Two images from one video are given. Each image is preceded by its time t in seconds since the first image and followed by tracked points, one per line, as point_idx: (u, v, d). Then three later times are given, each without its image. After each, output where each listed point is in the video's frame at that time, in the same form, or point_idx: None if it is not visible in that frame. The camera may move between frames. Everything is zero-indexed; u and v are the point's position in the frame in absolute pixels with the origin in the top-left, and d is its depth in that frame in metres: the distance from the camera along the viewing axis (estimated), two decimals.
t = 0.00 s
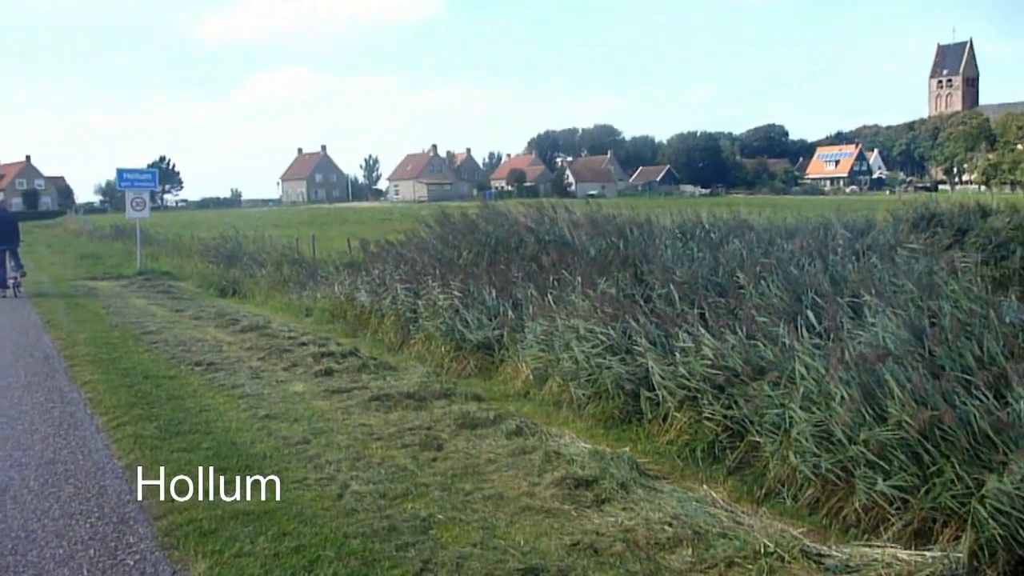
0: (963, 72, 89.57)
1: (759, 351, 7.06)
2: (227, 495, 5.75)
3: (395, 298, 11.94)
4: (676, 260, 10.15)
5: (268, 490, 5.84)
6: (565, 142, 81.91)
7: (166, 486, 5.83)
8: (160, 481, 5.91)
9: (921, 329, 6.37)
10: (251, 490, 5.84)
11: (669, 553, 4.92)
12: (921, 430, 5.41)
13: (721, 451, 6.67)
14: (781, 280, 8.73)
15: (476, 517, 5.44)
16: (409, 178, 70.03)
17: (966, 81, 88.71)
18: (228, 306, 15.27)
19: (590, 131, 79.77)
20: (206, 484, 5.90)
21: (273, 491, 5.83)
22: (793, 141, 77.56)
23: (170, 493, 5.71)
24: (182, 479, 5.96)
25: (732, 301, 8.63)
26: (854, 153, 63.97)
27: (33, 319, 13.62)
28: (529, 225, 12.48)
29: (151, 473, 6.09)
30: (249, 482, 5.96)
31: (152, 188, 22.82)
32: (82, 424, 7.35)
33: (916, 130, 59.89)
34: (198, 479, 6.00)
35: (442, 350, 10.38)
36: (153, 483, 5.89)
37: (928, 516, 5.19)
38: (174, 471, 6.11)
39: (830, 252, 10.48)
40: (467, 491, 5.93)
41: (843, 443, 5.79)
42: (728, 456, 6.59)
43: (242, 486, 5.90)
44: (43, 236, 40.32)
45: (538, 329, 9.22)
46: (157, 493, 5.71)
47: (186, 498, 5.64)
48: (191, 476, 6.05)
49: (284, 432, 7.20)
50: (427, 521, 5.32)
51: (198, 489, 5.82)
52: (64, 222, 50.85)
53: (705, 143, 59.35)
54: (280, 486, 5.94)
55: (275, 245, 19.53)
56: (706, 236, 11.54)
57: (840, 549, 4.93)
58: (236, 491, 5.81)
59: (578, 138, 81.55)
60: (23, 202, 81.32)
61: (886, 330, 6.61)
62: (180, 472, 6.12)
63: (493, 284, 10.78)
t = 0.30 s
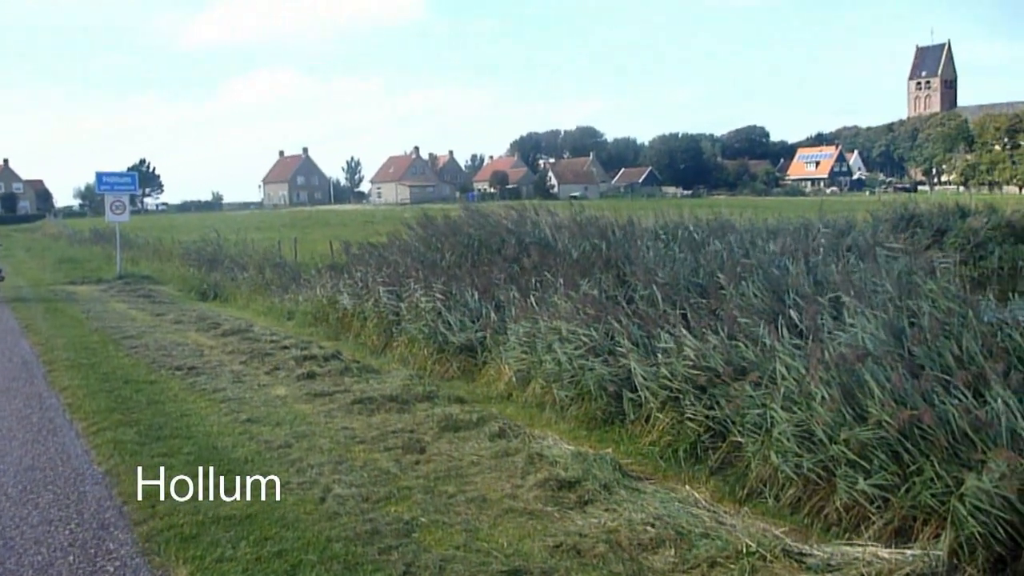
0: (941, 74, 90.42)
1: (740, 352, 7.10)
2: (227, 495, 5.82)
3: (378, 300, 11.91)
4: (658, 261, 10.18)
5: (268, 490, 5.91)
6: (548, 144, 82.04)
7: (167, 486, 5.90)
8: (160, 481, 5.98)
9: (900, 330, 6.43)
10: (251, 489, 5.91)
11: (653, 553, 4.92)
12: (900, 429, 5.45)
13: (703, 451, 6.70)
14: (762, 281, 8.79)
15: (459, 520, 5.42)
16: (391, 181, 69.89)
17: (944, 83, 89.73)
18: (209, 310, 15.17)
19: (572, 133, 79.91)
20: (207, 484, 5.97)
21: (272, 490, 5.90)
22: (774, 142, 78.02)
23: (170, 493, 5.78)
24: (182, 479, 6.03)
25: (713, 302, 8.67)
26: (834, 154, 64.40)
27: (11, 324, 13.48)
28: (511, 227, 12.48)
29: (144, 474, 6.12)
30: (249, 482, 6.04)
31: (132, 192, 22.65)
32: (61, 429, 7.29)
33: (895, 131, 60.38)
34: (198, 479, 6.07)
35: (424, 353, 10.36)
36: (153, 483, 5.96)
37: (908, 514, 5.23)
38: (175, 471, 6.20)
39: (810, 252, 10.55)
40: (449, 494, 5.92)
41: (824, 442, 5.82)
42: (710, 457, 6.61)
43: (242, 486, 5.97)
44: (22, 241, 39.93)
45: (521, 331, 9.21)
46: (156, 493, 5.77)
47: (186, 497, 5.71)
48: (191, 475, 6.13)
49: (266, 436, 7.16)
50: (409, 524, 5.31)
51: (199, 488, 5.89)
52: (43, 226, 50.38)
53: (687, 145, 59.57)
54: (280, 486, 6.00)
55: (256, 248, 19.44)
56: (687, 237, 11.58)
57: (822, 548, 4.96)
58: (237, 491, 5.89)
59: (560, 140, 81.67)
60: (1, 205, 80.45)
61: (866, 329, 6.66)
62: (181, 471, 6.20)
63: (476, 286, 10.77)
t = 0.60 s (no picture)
0: (918, 76, 91.28)
1: (720, 353, 7.13)
2: (226, 495, 5.92)
3: (359, 304, 11.88)
4: (639, 263, 10.21)
5: (267, 490, 5.99)
6: (529, 147, 82.11)
7: (166, 486, 6.01)
8: (160, 481, 6.11)
9: (878, 331, 6.49)
10: (250, 490, 5.99)
11: (634, 555, 4.93)
12: (878, 429, 5.50)
13: (684, 453, 6.71)
14: (742, 282, 8.85)
15: (440, 524, 5.41)
16: (372, 185, 69.71)
17: (921, 86, 90.58)
18: (189, 315, 15.08)
19: (553, 136, 80.03)
20: (206, 485, 6.07)
21: (271, 490, 5.98)
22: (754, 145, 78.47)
23: (170, 493, 5.89)
24: (182, 479, 6.15)
25: (694, 305, 8.70)
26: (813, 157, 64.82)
27: None
28: (492, 230, 12.48)
29: (143, 474, 6.23)
30: (249, 482, 6.13)
31: (110, 197, 22.47)
32: (38, 437, 7.21)
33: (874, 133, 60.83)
34: (198, 479, 6.18)
35: (406, 357, 10.34)
36: (153, 482, 6.08)
37: (887, 513, 5.26)
38: (175, 472, 6.31)
39: (790, 254, 10.60)
40: (431, 498, 5.91)
41: (803, 442, 5.85)
42: (691, 458, 6.62)
43: (241, 486, 6.06)
44: None
45: (503, 334, 9.21)
46: (156, 492, 5.89)
47: (186, 498, 5.83)
48: (191, 476, 6.23)
49: (246, 442, 7.12)
50: (391, 529, 5.29)
51: (199, 489, 5.99)
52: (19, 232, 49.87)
53: (668, 148, 59.81)
54: (279, 486, 6.07)
55: (237, 253, 19.35)
56: (668, 239, 11.62)
57: (802, 548, 4.99)
58: (236, 491, 5.97)
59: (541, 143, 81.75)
60: None
61: (844, 330, 6.72)
62: (182, 471, 6.32)
63: (457, 289, 10.77)
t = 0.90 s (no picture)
0: (897, 82, 92.11)
1: (700, 356, 7.17)
2: (226, 495, 5.97)
3: (340, 307, 11.84)
4: (620, 266, 10.23)
5: (267, 490, 6.04)
6: (511, 150, 82.19)
7: (166, 486, 6.06)
8: (159, 481, 6.15)
9: (856, 333, 6.55)
10: (251, 491, 6.03)
11: (614, 558, 4.93)
12: (856, 431, 5.55)
13: (664, 455, 6.72)
14: (721, 285, 8.90)
15: (421, 528, 5.40)
16: (353, 187, 69.51)
17: (900, 91, 91.48)
18: (168, 317, 14.96)
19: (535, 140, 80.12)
20: (205, 485, 6.11)
21: (271, 491, 6.02)
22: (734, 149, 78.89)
23: (169, 493, 5.94)
24: (181, 479, 6.19)
25: (675, 307, 8.74)
26: (793, 161, 65.29)
27: None
28: (474, 233, 12.48)
29: (143, 475, 6.27)
30: (245, 483, 6.17)
31: (88, 199, 22.27)
32: (13, 441, 7.14)
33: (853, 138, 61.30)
34: (197, 479, 6.23)
35: (387, 360, 10.31)
36: (153, 482, 6.13)
37: (865, 515, 5.30)
38: (159, 475, 6.28)
39: (770, 258, 10.65)
40: (411, 501, 5.89)
41: (782, 444, 5.88)
42: (671, 461, 6.64)
43: (239, 487, 6.10)
44: None
45: (484, 337, 9.20)
46: (155, 493, 5.93)
47: (184, 498, 5.87)
48: (189, 476, 6.28)
49: (224, 445, 7.08)
50: (371, 532, 5.27)
51: (198, 489, 6.04)
52: None
53: (649, 152, 60.04)
54: (272, 488, 6.09)
55: (217, 255, 19.22)
56: (649, 242, 11.65)
57: (780, 550, 5.02)
58: (233, 492, 6.01)
59: (523, 145, 81.87)
60: None
61: (822, 332, 6.77)
62: (178, 472, 6.35)
63: (438, 292, 10.75)
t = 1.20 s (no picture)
0: (874, 86, 92.95)
1: (679, 358, 7.20)
2: (227, 495, 6.02)
3: (320, 310, 11.79)
4: (600, 268, 10.26)
5: (268, 489, 6.11)
6: (492, 152, 82.21)
7: (166, 486, 6.12)
8: (137, 485, 6.10)
9: (833, 335, 6.61)
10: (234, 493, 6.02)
11: (594, 559, 4.94)
12: (834, 432, 5.60)
13: (644, 457, 6.74)
14: (701, 287, 8.94)
15: (401, 531, 5.39)
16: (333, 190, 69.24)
17: (877, 95, 92.33)
18: (146, 320, 14.84)
19: (515, 142, 80.19)
20: (184, 489, 6.07)
21: (272, 490, 6.08)
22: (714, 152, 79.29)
23: (148, 497, 5.89)
24: (159, 483, 6.14)
25: (654, 309, 8.77)
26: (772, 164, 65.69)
27: None
28: (455, 236, 12.46)
29: (135, 476, 6.28)
30: (223, 488, 6.12)
31: (65, 201, 22.06)
32: None
33: (831, 141, 61.78)
34: (187, 481, 6.24)
35: (367, 363, 10.28)
36: (138, 485, 6.11)
37: (843, 516, 5.34)
38: (136, 479, 6.23)
39: (749, 260, 10.71)
40: (391, 504, 5.88)
41: (761, 446, 5.91)
42: (651, 462, 6.66)
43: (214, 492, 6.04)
44: None
45: (464, 340, 9.19)
46: (134, 497, 5.88)
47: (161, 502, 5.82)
48: (169, 480, 6.24)
49: (203, 449, 7.03)
50: (350, 536, 5.26)
51: (198, 490, 6.10)
52: None
53: (629, 155, 60.23)
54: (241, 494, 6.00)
55: (195, 257, 19.08)
56: (629, 245, 11.68)
57: (759, 551, 5.04)
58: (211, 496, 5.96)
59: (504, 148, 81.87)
60: None
61: (800, 334, 6.82)
62: (156, 476, 6.30)
63: (419, 295, 10.73)
